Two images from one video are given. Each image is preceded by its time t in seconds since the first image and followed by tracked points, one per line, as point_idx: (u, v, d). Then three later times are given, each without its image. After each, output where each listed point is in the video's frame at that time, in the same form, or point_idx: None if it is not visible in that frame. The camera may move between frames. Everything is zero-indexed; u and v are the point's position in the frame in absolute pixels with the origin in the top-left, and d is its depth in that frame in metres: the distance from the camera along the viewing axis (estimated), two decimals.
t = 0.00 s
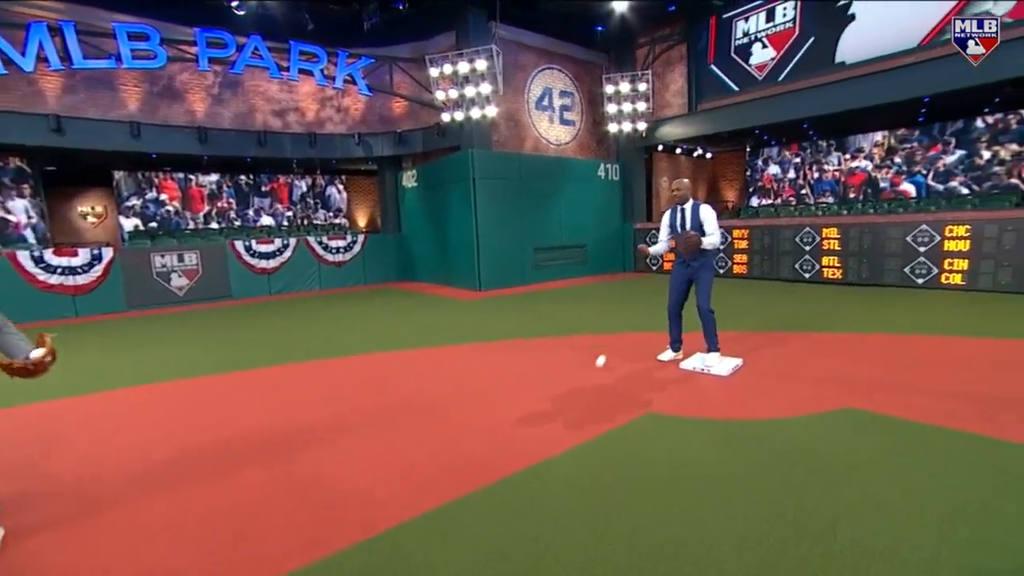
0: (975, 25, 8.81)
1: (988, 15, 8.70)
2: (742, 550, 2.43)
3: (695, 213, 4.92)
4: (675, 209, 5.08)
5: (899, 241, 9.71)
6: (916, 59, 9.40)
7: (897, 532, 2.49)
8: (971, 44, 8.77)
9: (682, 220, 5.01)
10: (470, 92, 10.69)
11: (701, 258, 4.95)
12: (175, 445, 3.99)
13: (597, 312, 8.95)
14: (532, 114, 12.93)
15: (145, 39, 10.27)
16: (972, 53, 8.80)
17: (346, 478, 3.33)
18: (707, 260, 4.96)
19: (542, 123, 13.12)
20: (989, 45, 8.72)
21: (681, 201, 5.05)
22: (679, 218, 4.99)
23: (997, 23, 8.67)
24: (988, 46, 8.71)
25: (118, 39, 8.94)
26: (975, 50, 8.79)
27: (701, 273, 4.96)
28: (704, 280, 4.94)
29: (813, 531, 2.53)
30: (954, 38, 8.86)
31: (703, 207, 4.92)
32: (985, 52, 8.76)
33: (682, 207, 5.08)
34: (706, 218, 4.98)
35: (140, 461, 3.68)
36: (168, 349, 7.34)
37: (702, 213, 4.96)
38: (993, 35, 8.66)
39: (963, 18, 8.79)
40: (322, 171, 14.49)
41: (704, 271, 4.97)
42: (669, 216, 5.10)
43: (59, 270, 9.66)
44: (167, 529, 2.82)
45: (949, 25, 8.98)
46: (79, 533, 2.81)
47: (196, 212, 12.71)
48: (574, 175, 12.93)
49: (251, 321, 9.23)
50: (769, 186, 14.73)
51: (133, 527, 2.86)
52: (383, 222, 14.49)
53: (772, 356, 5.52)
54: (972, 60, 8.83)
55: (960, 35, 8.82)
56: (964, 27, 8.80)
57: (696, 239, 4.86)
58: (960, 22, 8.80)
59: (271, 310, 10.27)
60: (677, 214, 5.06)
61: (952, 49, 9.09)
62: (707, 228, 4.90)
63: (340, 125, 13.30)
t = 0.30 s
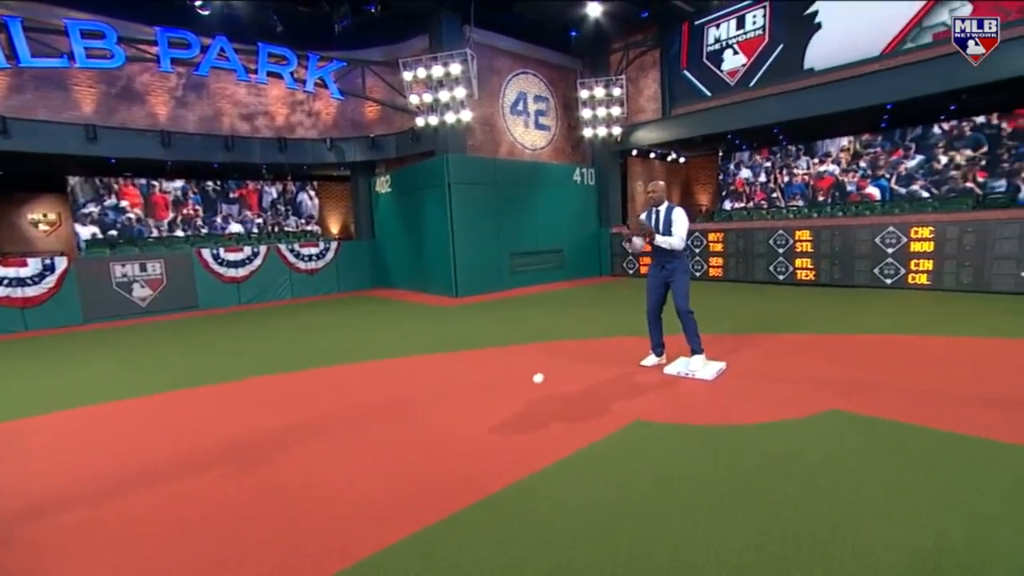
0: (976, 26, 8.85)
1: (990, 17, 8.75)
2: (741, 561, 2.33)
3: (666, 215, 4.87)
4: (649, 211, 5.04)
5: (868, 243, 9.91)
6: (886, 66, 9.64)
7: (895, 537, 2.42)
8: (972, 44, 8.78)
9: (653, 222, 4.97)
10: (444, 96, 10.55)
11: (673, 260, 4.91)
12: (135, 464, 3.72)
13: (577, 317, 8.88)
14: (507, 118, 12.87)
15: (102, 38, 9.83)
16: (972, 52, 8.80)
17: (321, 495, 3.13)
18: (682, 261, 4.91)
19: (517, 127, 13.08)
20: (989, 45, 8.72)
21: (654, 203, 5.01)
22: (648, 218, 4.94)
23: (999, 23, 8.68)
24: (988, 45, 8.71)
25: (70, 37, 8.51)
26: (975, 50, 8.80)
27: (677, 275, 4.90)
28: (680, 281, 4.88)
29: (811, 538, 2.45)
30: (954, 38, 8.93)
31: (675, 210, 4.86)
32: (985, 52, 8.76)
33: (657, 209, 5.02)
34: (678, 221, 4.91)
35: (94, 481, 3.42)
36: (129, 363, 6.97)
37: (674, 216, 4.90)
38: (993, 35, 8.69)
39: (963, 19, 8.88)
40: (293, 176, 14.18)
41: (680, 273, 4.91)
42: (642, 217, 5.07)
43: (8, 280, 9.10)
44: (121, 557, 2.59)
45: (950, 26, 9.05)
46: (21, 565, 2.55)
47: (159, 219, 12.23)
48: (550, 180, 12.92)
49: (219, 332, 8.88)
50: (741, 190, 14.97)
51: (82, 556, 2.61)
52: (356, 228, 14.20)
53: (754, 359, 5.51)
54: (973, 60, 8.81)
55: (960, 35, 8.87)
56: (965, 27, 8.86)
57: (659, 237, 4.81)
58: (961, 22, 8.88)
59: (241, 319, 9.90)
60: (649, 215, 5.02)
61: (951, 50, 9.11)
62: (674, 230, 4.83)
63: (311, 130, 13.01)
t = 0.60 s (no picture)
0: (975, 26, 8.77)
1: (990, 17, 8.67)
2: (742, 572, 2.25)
3: (647, 216, 4.81)
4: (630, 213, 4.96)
5: (836, 244, 10.13)
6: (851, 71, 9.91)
7: (892, 541, 2.38)
8: (972, 44, 8.67)
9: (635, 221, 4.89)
10: (416, 98, 10.36)
11: (655, 263, 4.87)
12: (89, 488, 3.45)
13: (554, 321, 8.80)
14: (480, 121, 12.76)
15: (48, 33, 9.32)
16: (972, 52, 8.69)
17: (295, 517, 2.94)
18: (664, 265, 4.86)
19: (489, 131, 12.97)
20: (989, 45, 8.63)
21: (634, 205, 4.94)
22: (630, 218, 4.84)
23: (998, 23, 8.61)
24: (988, 45, 8.61)
25: (12, 31, 8.00)
26: (975, 50, 8.69)
27: (659, 280, 4.85)
28: (663, 286, 4.83)
29: (810, 546, 2.39)
30: (954, 38, 8.80)
31: (656, 211, 4.80)
32: (984, 52, 8.67)
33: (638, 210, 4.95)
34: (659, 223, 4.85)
35: (41, 513, 3.13)
36: (83, 377, 6.55)
37: (656, 218, 4.85)
38: (993, 35, 8.60)
39: (964, 19, 8.79)
40: (260, 181, 13.80)
41: (662, 277, 4.87)
42: (622, 218, 4.96)
43: None
44: None
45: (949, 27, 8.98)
46: None
47: (116, 225, 11.66)
48: (524, 183, 12.86)
49: (181, 343, 8.46)
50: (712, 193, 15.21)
51: None
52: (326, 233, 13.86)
53: (733, 361, 5.51)
54: (972, 60, 8.73)
55: (960, 34, 8.76)
56: (965, 27, 8.76)
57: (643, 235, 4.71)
58: (961, 22, 8.78)
59: (205, 330, 9.48)
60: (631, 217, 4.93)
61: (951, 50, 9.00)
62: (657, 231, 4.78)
63: (278, 132, 12.68)
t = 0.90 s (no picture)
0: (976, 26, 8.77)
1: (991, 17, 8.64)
2: None
3: (635, 218, 4.72)
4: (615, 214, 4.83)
5: (804, 246, 10.35)
6: (815, 79, 10.20)
7: (890, 551, 2.36)
8: (971, 44, 8.66)
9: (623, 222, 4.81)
10: (385, 99, 10.12)
11: (642, 268, 4.80)
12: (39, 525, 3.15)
13: (530, 325, 8.69)
14: (451, 123, 12.59)
15: None
16: (972, 52, 8.67)
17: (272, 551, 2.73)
18: (648, 270, 4.80)
19: (461, 133, 12.82)
20: (989, 45, 8.60)
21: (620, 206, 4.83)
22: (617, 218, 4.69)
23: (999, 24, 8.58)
24: (988, 45, 8.60)
25: None
26: (975, 50, 8.66)
27: (643, 286, 4.80)
28: (646, 292, 4.78)
29: (809, 560, 2.34)
30: (955, 37, 8.81)
31: (643, 215, 4.72)
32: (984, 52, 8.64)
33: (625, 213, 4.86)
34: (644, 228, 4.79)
35: None
36: (28, 392, 6.09)
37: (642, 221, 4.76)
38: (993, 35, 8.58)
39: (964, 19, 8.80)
40: (222, 183, 13.31)
41: (646, 283, 4.81)
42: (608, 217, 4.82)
43: None
44: None
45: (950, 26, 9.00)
46: None
47: (62, 228, 10.97)
48: (496, 186, 12.75)
49: (138, 353, 8.01)
50: (681, 196, 15.42)
51: None
52: (292, 237, 13.44)
53: (713, 364, 5.50)
54: (973, 60, 8.67)
55: (960, 34, 8.77)
56: (965, 27, 8.78)
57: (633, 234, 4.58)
58: (962, 22, 8.80)
59: (164, 339, 9.00)
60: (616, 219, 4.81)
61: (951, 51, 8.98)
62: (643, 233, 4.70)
63: (241, 133, 12.24)
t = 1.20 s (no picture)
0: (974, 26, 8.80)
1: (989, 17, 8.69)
2: None
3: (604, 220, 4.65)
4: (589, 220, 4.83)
5: (777, 248, 10.49)
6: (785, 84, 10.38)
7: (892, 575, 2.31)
8: (972, 43, 8.64)
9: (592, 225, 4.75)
10: (357, 99, 9.85)
11: (620, 270, 4.71)
12: None
13: (508, 329, 8.55)
14: (424, 125, 12.38)
15: None
16: (973, 52, 8.61)
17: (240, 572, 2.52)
18: (627, 271, 4.71)
19: (434, 135, 12.62)
20: (989, 45, 8.63)
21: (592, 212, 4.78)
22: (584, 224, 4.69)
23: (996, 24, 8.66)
24: (988, 46, 8.62)
25: None
26: (975, 50, 8.63)
27: (624, 287, 4.70)
28: (627, 293, 4.68)
29: None
30: (955, 37, 8.75)
31: (616, 214, 4.63)
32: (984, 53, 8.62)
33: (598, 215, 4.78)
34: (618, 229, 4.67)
35: None
36: None
37: (615, 221, 4.66)
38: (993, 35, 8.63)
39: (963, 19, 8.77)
40: (185, 184, 12.81)
41: (626, 284, 4.72)
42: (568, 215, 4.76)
43: None
44: None
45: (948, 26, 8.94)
46: None
47: (8, 232, 10.32)
48: (470, 189, 12.59)
49: (93, 362, 7.53)
50: (655, 199, 15.52)
51: None
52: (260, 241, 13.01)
53: (694, 367, 5.45)
54: (973, 60, 8.62)
55: (960, 34, 8.74)
56: (965, 27, 8.75)
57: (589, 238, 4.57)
58: (961, 22, 8.76)
59: (123, 347, 8.53)
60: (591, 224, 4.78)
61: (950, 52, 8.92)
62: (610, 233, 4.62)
63: (205, 132, 11.79)
